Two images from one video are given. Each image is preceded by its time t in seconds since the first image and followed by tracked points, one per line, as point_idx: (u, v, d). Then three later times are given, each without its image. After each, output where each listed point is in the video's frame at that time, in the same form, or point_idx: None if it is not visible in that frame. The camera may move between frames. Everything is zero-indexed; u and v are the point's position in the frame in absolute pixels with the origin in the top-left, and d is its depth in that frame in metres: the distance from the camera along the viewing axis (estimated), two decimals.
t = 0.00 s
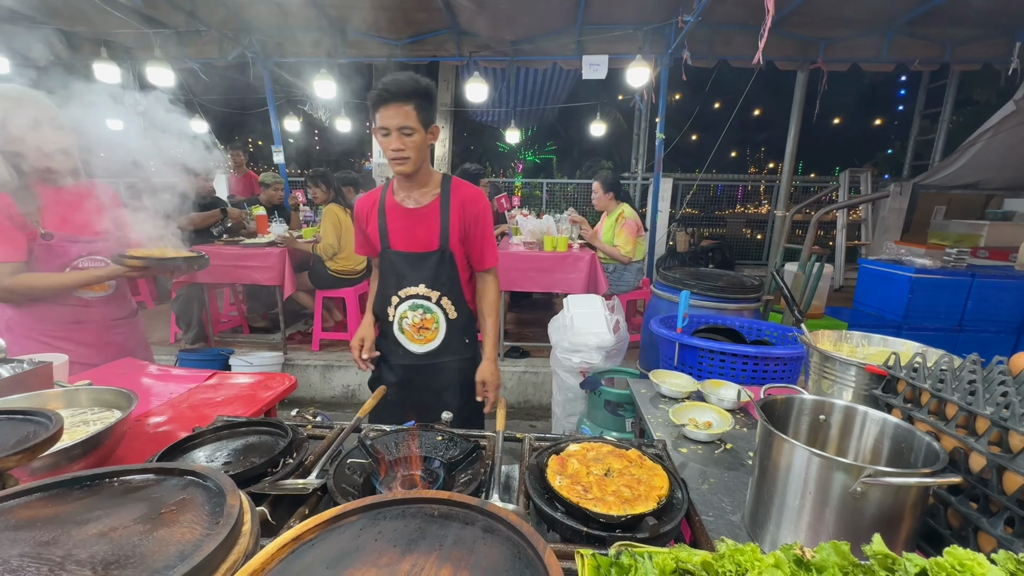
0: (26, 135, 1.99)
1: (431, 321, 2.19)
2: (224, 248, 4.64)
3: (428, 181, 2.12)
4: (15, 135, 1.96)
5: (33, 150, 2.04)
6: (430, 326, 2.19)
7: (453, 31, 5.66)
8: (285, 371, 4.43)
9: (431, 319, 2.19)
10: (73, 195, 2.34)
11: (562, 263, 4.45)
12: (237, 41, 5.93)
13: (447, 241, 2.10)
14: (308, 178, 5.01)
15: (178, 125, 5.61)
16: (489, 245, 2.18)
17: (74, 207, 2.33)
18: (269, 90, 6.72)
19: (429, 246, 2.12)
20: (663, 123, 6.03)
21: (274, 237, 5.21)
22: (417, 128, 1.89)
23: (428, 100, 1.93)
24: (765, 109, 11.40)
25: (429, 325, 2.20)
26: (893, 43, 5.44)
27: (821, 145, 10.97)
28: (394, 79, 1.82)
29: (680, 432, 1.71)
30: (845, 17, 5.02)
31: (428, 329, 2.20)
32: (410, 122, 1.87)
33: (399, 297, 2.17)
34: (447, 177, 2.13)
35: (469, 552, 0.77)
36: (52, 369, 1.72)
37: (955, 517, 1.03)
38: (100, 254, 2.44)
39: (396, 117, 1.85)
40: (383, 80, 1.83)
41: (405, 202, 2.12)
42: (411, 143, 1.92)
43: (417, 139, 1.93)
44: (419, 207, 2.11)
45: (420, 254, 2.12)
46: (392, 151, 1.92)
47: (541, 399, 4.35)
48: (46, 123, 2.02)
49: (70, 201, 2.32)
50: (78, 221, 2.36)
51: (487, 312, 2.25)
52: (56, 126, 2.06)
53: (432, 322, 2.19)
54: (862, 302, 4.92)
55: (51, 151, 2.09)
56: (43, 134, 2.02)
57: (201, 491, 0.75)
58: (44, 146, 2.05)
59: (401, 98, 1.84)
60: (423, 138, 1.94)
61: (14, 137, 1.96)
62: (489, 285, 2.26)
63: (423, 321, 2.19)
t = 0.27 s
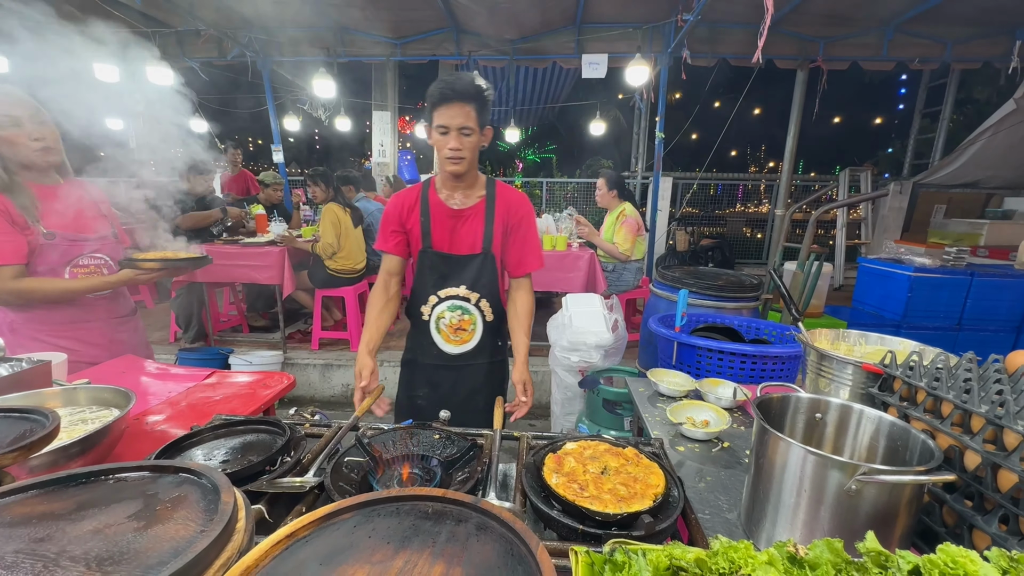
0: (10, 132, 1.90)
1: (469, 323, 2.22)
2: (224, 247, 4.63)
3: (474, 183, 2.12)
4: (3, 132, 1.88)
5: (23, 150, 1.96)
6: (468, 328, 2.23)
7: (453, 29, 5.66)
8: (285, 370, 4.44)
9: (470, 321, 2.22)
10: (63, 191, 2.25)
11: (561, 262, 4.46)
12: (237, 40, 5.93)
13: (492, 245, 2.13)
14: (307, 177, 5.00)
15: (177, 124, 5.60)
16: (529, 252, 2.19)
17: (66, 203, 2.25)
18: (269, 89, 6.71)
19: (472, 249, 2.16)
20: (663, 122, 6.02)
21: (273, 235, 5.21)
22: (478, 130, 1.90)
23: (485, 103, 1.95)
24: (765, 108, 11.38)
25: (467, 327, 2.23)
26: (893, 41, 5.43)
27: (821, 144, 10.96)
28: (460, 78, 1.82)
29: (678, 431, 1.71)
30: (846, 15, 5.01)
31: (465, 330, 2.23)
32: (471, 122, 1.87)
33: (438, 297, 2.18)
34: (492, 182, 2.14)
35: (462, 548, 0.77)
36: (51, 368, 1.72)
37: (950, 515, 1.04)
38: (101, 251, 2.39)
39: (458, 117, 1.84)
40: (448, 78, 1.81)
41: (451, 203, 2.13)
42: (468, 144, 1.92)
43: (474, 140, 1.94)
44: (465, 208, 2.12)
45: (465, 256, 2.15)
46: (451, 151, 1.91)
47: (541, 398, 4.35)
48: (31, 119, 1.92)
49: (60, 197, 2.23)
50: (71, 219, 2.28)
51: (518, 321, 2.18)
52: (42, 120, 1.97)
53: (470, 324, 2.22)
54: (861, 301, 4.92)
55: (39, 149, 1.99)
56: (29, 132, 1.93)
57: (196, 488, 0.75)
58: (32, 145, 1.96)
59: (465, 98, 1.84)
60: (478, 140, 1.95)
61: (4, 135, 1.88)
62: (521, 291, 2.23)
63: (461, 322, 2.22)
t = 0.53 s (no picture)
0: None
1: (485, 321, 2.18)
2: (224, 247, 4.65)
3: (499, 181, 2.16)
4: None
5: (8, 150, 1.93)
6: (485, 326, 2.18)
7: (452, 29, 5.66)
8: (284, 369, 4.46)
9: (486, 319, 2.17)
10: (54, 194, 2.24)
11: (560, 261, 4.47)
12: (236, 39, 5.95)
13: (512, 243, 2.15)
14: (307, 177, 5.01)
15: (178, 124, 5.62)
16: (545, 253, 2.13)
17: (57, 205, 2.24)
18: (268, 89, 6.72)
19: (493, 246, 2.18)
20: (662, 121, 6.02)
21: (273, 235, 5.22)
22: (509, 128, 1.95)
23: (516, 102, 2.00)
24: (766, 107, 11.36)
25: (483, 325, 2.18)
26: (893, 40, 5.42)
27: (821, 143, 10.95)
28: (495, 76, 1.87)
29: (674, 429, 1.72)
30: (845, 14, 5.00)
31: (480, 328, 2.18)
32: (503, 120, 1.92)
33: (456, 293, 2.14)
34: (517, 181, 2.14)
35: (452, 541, 0.78)
36: (51, 366, 1.73)
37: (942, 511, 1.04)
38: (97, 253, 2.36)
39: (488, 113, 1.89)
40: (484, 74, 1.87)
41: (474, 199, 2.15)
42: (497, 141, 1.96)
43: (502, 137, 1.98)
44: (488, 206, 2.14)
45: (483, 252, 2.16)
46: (482, 146, 1.94)
47: (539, 397, 4.36)
48: (17, 117, 1.91)
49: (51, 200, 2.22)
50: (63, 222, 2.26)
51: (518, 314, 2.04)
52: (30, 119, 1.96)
53: (486, 322, 2.17)
54: (861, 300, 4.92)
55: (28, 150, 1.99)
56: (16, 130, 1.91)
57: (191, 483, 0.76)
58: (20, 144, 1.95)
59: (496, 94, 1.89)
60: (507, 137, 1.99)
61: None
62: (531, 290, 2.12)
63: (477, 320, 2.17)
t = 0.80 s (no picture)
0: None
1: (488, 324, 2.16)
2: (224, 246, 4.66)
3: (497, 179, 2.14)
4: None
5: None
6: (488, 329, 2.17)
7: (452, 28, 5.66)
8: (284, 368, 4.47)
9: (489, 321, 2.15)
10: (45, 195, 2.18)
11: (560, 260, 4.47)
12: (237, 39, 5.96)
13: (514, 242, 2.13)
14: (307, 176, 5.00)
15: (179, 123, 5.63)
16: (550, 252, 2.23)
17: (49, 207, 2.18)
18: (269, 88, 6.73)
19: (495, 246, 2.15)
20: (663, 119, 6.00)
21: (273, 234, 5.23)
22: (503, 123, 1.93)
23: (510, 98, 1.99)
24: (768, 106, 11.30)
25: (486, 328, 2.16)
26: (895, 38, 5.39)
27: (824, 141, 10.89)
28: (487, 72, 1.88)
29: (669, 427, 1.72)
30: (847, 12, 4.97)
31: (484, 331, 2.16)
32: (497, 115, 1.91)
33: (459, 296, 2.11)
34: (514, 179, 2.16)
35: (432, 538, 0.78)
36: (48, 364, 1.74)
37: (933, 510, 1.04)
38: (90, 255, 2.35)
39: (482, 110, 1.89)
40: (476, 70, 1.87)
41: (472, 197, 2.11)
42: (493, 137, 1.95)
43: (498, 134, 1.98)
44: (488, 204, 2.12)
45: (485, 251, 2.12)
46: (477, 143, 1.93)
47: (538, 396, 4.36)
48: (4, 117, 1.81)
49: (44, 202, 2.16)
50: (57, 224, 2.21)
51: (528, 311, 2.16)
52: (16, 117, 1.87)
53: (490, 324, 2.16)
54: (861, 300, 4.90)
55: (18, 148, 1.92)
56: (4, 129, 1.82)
57: (175, 478, 0.77)
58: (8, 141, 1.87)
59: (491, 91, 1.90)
60: (503, 134, 1.99)
61: None
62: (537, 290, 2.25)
63: (480, 322, 2.14)
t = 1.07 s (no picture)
0: None
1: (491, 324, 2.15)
2: (226, 245, 4.67)
3: (487, 173, 2.11)
4: None
5: None
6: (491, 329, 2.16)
7: (453, 27, 5.67)
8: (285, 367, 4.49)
9: (492, 321, 2.15)
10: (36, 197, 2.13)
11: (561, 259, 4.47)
12: (239, 39, 5.97)
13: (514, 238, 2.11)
14: (308, 176, 5.00)
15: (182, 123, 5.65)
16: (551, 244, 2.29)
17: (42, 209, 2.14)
18: (271, 88, 6.74)
19: (494, 243, 2.11)
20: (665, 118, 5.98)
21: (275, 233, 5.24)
22: (466, 111, 1.88)
23: (482, 88, 1.92)
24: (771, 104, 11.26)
25: (488, 328, 2.16)
26: (898, 37, 5.38)
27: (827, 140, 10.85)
28: (449, 65, 1.83)
29: (668, 426, 1.72)
30: (850, 10, 4.95)
31: (487, 331, 2.16)
32: (458, 106, 1.86)
33: (458, 296, 2.11)
34: (511, 174, 2.15)
35: (426, 536, 0.78)
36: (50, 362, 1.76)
37: (932, 510, 1.03)
38: (86, 256, 2.34)
39: (446, 102, 1.86)
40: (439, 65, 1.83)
41: (467, 194, 2.09)
42: (456, 129, 1.90)
43: (470, 126, 1.92)
44: (484, 200, 2.08)
45: (483, 248, 2.09)
46: (442, 140, 1.92)
47: (539, 396, 4.36)
48: None
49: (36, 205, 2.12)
50: (53, 226, 2.18)
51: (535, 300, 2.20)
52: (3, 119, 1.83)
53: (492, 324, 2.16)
54: (864, 299, 4.88)
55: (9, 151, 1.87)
56: None
57: (171, 475, 0.77)
58: None
59: (455, 80, 1.85)
60: (472, 124, 1.92)
61: None
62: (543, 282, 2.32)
63: (482, 322, 2.15)
